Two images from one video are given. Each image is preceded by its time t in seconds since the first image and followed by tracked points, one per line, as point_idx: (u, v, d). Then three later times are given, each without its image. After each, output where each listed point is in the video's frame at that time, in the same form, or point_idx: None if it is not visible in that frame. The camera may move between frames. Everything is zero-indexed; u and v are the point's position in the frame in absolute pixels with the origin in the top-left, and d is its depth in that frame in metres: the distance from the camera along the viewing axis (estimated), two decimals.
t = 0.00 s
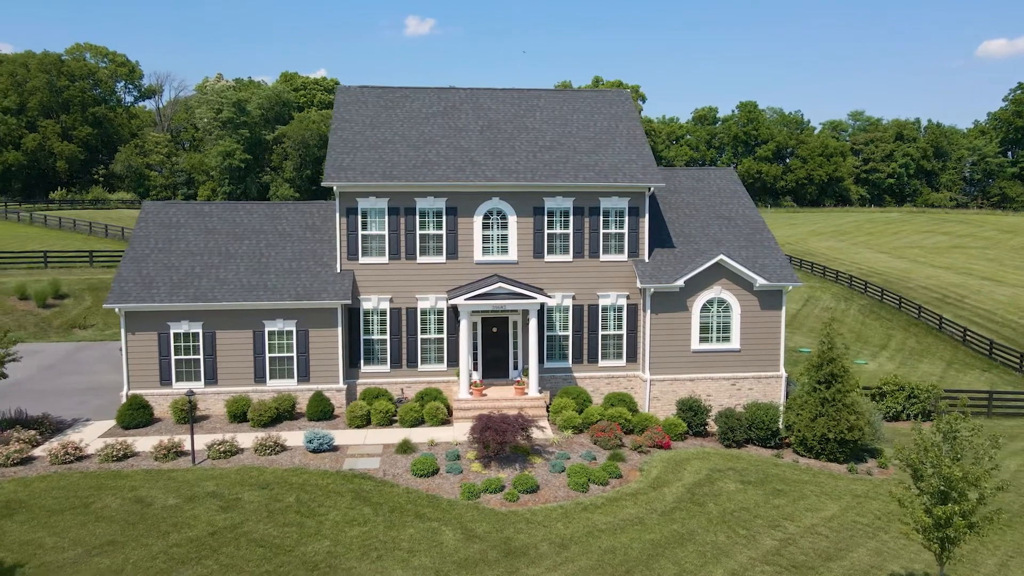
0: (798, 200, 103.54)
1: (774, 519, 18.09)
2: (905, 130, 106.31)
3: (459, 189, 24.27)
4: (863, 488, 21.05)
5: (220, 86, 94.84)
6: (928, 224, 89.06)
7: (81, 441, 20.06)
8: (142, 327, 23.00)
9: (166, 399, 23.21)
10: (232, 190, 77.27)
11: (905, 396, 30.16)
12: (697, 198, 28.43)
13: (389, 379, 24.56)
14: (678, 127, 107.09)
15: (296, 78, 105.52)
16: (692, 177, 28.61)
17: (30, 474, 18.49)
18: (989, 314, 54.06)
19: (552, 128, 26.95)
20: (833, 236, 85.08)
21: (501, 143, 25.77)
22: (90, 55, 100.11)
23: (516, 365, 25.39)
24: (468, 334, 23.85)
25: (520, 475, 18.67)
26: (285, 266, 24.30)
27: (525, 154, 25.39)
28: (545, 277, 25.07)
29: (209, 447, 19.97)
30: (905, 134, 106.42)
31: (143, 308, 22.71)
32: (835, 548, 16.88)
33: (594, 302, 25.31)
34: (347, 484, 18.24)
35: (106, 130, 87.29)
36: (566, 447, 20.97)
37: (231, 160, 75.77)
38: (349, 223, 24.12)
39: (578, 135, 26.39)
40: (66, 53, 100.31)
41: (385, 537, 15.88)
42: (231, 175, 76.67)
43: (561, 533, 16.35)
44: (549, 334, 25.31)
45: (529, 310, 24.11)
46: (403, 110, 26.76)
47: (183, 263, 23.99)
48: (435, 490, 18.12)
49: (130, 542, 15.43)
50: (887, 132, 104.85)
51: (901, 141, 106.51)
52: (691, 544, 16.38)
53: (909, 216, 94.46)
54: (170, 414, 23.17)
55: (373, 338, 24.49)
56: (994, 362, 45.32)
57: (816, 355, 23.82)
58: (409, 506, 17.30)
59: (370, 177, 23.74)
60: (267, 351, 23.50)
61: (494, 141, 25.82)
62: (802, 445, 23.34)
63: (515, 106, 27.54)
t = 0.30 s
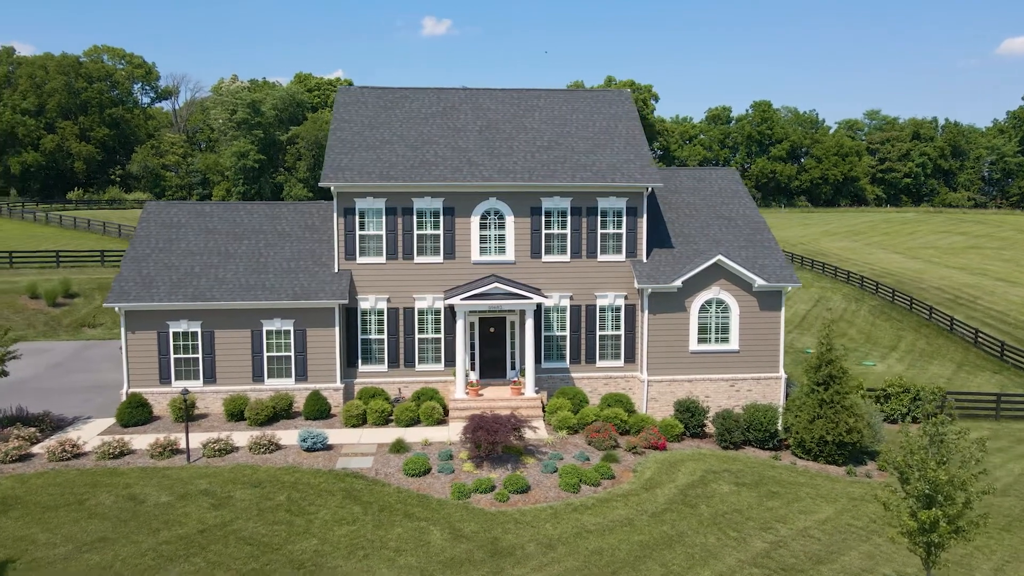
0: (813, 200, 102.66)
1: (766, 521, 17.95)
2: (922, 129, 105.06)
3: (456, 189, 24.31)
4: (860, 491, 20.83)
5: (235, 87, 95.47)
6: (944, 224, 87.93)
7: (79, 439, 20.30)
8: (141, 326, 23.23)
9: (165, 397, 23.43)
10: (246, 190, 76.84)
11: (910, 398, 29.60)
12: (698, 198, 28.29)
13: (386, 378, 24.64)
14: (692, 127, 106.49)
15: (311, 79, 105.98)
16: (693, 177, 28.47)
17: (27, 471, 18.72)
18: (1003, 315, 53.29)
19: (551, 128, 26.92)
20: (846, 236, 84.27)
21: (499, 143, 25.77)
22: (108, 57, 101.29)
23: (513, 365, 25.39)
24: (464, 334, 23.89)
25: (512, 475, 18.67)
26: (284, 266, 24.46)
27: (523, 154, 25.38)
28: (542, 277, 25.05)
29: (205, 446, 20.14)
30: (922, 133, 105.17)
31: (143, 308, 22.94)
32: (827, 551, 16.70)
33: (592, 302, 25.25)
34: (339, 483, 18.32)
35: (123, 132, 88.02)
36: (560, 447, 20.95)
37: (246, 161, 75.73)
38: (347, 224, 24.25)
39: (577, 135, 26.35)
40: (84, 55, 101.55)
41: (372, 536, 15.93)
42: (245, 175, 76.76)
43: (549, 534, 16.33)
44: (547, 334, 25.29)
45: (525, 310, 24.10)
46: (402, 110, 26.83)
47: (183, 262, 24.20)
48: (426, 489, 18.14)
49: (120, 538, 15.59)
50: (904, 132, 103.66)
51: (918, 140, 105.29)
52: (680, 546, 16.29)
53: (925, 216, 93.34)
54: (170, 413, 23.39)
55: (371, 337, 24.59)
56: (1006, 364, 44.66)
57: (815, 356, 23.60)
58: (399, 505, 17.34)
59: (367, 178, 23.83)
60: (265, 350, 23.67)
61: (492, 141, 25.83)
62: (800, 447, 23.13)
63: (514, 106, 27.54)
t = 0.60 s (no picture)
0: (828, 200, 101.71)
1: (759, 524, 17.82)
2: (940, 128, 103.80)
3: (454, 189, 24.34)
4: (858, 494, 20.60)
5: (250, 88, 96.14)
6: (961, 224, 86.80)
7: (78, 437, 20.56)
8: (142, 325, 23.49)
9: (165, 396, 23.65)
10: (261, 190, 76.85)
11: (916, 400, 29.13)
12: (699, 198, 28.16)
13: (384, 377, 24.72)
14: (707, 127, 105.64)
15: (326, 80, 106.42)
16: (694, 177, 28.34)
17: (26, 468, 18.98)
18: (1017, 317, 52.49)
19: (550, 128, 26.89)
20: (860, 236, 83.46)
21: (498, 143, 25.79)
22: (125, 58, 102.36)
23: (511, 366, 25.38)
24: (461, 334, 23.94)
25: (503, 475, 18.69)
26: (283, 266, 24.63)
27: (521, 154, 25.38)
28: (540, 277, 25.03)
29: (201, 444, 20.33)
30: (940, 132, 103.92)
31: (143, 307, 23.18)
32: (818, 554, 16.56)
33: (590, 302, 25.19)
34: (331, 482, 18.42)
35: (139, 133, 88.06)
36: (554, 448, 20.95)
37: (260, 161, 75.92)
38: (345, 223, 24.36)
39: (576, 135, 26.31)
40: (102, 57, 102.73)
41: (361, 535, 16.00)
42: (260, 175, 76.76)
43: (537, 534, 16.31)
44: (545, 335, 25.26)
45: (522, 310, 24.10)
46: (402, 111, 26.90)
47: (183, 262, 24.43)
48: (417, 489, 18.19)
49: (112, 536, 15.75)
50: (921, 131, 102.46)
51: (936, 139, 104.07)
52: (669, 547, 16.23)
53: (942, 216, 92.20)
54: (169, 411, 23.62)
55: (369, 337, 24.67)
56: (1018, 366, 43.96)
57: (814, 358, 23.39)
58: (389, 504, 17.41)
59: (365, 178, 23.93)
60: (264, 349, 23.85)
61: (491, 141, 25.85)
62: (799, 450, 22.93)
63: (514, 106, 27.54)
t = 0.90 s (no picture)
0: (844, 200, 100.75)
1: (752, 526, 17.68)
2: (960, 127, 102.41)
3: (453, 189, 24.39)
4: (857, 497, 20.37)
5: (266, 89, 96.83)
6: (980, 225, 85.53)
7: (79, 434, 20.83)
8: (143, 324, 23.76)
9: (165, 394, 23.90)
10: (276, 190, 77.18)
11: (923, 403, 28.63)
12: (701, 198, 28.00)
13: (383, 377, 24.81)
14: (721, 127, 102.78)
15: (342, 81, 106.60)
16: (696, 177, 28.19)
17: (26, 464, 19.26)
18: None
19: (550, 128, 26.86)
20: (876, 236, 82.56)
21: (497, 143, 25.80)
22: (143, 60, 103.47)
23: (510, 366, 25.37)
24: (459, 334, 23.98)
25: (495, 476, 18.70)
26: (282, 266, 24.79)
27: (520, 154, 25.38)
28: (539, 277, 25.01)
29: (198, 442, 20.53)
30: (959, 131, 102.52)
31: (144, 306, 23.45)
32: (810, 558, 16.40)
33: (589, 302, 25.13)
34: (324, 481, 18.53)
35: (157, 134, 89.32)
36: (549, 449, 20.93)
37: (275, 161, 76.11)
38: (344, 223, 24.48)
39: (576, 135, 26.26)
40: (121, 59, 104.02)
41: (351, 534, 16.07)
42: (275, 175, 77.01)
43: (526, 535, 16.31)
44: (543, 335, 25.23)
45: (520, 310, 24.09)
46: (402, 111, 27.00)
47: (185, 262, 24.68)
48: (409, 489, 18.25)
49: (105, 532, 15.95)
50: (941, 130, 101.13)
51: (956, 138, 102.69)
52: (658, 549, 16.15)
53: (961, 216, 90.90)
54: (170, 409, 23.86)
55: (368, 337, 24.77)
56: None
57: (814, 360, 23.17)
58: (380, 503, 17.48)
59: (364, 179, 24.04)
60: (263, 349, 24.03)
61: (490, 141, 25.87)
62: (798, 452, 22.75)
63: (515, 106, 27.53)
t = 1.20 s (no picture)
0: (862, 200, 99.69)
1: (745, 529, 17.55)
2: (980, 126, 100.99)
3: (452, 189, 24.43)
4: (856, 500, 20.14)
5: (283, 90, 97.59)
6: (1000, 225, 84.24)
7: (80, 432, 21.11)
8: (146, 323, 24.04)
9: (167, 392, 24.16)
10: (291, 190, 77.63)
11: (930, 406, 28.20)
12: (703, 198, 27.84)
13: (382, 376, 24.91)
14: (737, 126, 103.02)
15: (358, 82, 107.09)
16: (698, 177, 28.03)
17: (27, 461, 19.56)
18: None
19: (551, 129, 26.82)
20: (893, 236, 81.63)
21: (498, 144, 25.81)
22: (162, 61, 104.60)
23: (509, 366, 25.38)
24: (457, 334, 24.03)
25: (489, 476, 18.72)
26: (283, 266, 24.97)
27: (520, 154, 25.38)
28: (539, 277, 24.99)
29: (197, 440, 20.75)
30: (980, 130, 101.07)
31: (146, 305, 23.71)
32: (802, 561, 16.25)
33: (588, 302, 25.07)
34: (319, 480, 18.65)
35: (176, 135, 89.67)
36: (545, 449, 20.93)
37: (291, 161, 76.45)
38: (345, 224, 24.61)
39: (576, 135, 26.20)
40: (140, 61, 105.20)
41: (341, 533, 16.16)
42: (291, 175, 77.46)
43: (516, 535, 16.31)
44: (543, 335, 25.21)
45: (519, 310, 24.09)
46: (404, 112, 27.09)
47: (187, 262, 24.92)
48: (402, 488, 18.32)
49: (100, 528, 16.14)
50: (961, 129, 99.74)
51: (976, 138, 101.28)
52: (648, 551, 16.08)
53: (981, 216, 89.57)
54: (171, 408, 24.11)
55: (368, 336, 24.89)
56: None
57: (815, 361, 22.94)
58: (373, 502, 17.57)
59: (363, 179, 24.15)
60: (264, 348, 24.23)
61: (491, 142, 25.89)
62: (798, 455, 22.55)
63: (516, 107, 27.53)
